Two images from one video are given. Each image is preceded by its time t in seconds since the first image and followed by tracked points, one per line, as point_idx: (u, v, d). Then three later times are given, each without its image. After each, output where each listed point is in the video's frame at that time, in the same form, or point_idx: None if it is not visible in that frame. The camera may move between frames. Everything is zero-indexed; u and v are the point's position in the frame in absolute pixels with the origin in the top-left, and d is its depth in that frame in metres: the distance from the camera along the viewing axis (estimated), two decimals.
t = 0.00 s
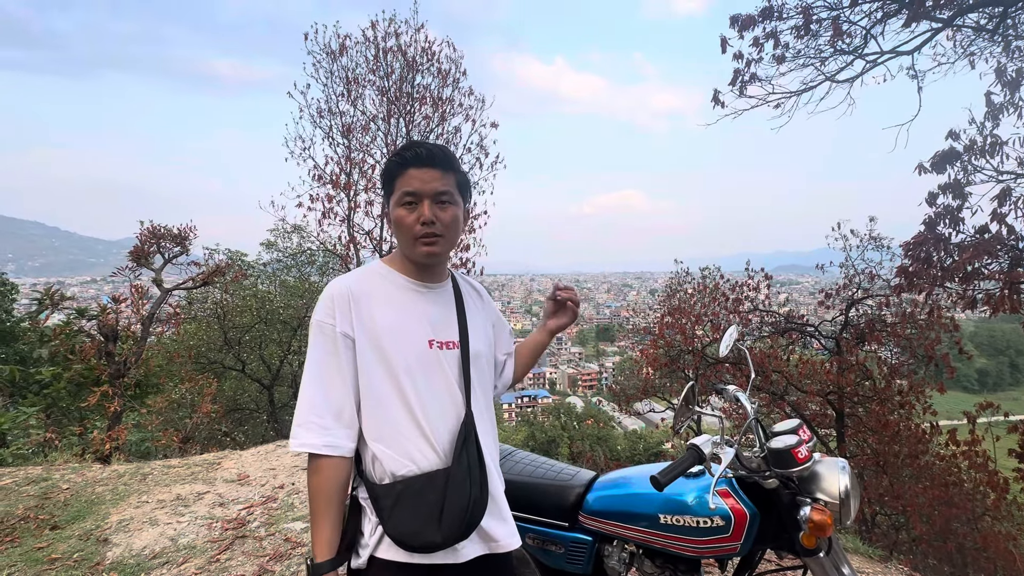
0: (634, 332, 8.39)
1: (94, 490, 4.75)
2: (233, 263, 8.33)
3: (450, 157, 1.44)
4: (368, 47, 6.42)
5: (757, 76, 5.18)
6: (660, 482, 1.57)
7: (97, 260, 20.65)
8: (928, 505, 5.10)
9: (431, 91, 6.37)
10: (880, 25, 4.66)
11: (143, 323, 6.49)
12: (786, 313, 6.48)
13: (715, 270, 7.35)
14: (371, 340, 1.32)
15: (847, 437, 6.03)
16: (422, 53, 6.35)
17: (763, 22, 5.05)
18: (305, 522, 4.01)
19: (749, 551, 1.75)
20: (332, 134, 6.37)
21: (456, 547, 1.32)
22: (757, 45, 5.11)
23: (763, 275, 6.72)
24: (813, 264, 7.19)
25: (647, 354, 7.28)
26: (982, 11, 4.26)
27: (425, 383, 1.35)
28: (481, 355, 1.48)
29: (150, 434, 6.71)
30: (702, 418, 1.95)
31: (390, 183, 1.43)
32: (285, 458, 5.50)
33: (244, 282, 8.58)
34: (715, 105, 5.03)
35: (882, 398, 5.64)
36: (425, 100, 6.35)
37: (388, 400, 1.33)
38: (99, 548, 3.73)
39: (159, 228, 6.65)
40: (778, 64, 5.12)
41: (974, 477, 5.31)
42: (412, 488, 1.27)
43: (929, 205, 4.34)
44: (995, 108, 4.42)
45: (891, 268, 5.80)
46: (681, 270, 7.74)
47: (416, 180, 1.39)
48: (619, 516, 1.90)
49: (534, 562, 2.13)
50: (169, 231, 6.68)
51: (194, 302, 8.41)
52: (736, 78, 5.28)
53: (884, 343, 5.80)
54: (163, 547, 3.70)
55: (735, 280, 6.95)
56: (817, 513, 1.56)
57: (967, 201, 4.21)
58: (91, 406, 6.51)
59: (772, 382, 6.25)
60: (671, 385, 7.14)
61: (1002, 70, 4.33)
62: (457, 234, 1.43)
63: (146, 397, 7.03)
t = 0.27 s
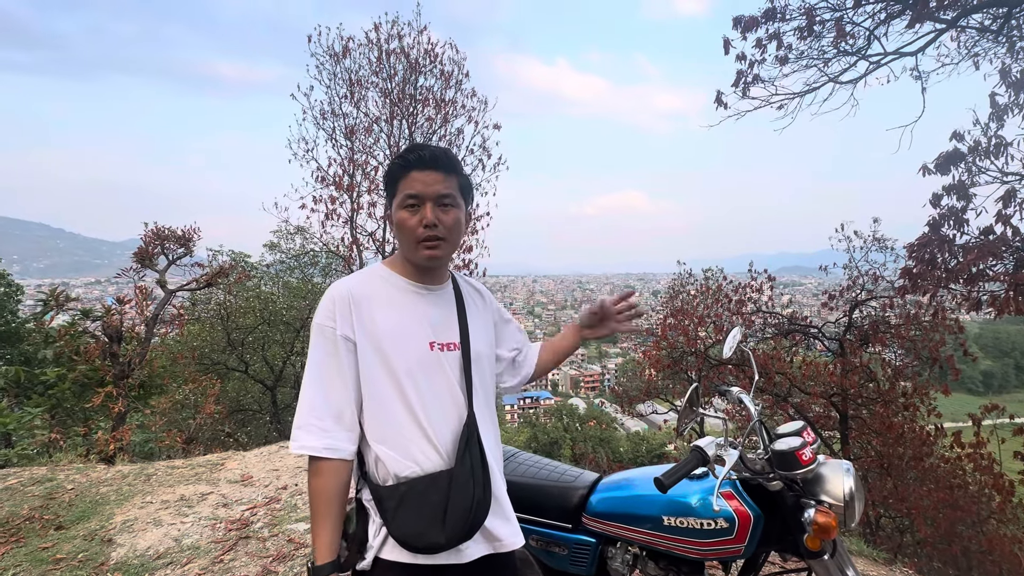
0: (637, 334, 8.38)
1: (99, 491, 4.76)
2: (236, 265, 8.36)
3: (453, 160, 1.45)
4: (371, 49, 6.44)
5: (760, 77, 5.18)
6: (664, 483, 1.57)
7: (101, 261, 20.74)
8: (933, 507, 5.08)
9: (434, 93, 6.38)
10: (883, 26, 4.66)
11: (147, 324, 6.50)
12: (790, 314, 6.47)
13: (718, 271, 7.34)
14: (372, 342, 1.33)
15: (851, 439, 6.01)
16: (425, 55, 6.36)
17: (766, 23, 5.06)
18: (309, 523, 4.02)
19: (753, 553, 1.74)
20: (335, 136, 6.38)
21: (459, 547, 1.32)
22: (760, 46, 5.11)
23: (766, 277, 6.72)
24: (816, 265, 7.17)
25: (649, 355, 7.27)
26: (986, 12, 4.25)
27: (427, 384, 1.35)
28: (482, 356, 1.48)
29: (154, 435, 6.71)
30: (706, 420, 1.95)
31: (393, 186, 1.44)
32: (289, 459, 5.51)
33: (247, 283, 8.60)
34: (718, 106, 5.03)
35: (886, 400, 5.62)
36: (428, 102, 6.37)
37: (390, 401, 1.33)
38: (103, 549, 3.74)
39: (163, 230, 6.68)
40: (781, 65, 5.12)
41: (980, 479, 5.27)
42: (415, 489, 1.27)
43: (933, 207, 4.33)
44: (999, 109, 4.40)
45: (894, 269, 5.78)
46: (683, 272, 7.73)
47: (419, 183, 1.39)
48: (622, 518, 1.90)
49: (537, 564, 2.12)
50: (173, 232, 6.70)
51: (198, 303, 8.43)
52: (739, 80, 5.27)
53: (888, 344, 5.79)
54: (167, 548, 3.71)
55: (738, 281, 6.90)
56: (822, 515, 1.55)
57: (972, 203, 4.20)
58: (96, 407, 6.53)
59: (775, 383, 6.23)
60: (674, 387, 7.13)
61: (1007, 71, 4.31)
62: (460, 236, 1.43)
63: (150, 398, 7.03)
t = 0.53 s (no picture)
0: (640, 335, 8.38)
1: (103, 491, 4.78)
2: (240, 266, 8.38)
3: (451, 160, 1.45)
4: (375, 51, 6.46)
5: (764, 79, 5.17)
6: (668, 485, 1.56)
7: (107, 263, 20.86)
8: (939, 510, 5.05)
9: (437, 94, 6.39)
10: (887, 27, 4.64)
11: (151, 324, 6.52)
12: (793, 316, 6.47)
13: (721, 273, 7.32)
14: (375, 343, 1.33)
15: (855, 441, 5.98)
16: (428, 57, 6.37)
17: (770, 25, 5.06)
18: (312, 524, 4.02)
19: (757, 556, 1.74)
20: (339, 138, 6.40)
21: (461, 549, 1.32)
22: (763, 47, 5.10)
23: (770, 278, 6.70)
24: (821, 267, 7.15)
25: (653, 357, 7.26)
26: (992, 12, 4.23)
27: (429, 386, 1.35)
28: (485, 357, 1.48)
29: (159, 435, 6.66)
30: (710, 421, 1.94)
31: (392, 188, 1.44)
32: (292, 460, 5.52)
33: (251, 284, 8.63)
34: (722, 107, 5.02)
35: (891, 402, 5.59)
36: (431, 104, 6.38)
37: (393, 402, 1.33)
38: (107, 548, 3.75)
39: (168, 231, 6.70)
40: (785, 67, 5.11)
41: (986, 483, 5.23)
42: (418, 490, 1.27)
43: (938, 208, 4.31)
44: (1005, 110, 4.38)
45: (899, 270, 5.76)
46: (686, 273, 7.71)
47: (418, 184, 1.39)
48: (626, 519, 1.89)
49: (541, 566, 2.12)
50: (178, 233, 6.72)
51: (202, 304, 8.46)
52: (743, 81, 5.27)
53: (893, 346, 5.76)
54: (171, 548, 3.72)
55: (741, 283, 6.90)
56: (827, 518, 1.55)
57: (977, 204, 4.18)
58: (100, 407, 6.55)
59: (779, 385, 6.21)
60: (678, 389, 7.11)
61: (1012, 72, 4.29)
62: (460, 236, 1.43)
63: (154, 398, 7.03)
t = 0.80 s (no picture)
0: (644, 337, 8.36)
1: (108, 491, 4.79)
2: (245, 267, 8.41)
3: (461, 161, 1.45)
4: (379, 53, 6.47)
5: (768, 80, 5.16)
6: (672, 488, 1.56)
7: (112, 264, 20.96)
8: (945, 514, 5.01)
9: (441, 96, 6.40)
10: (893, 28, 4.62)
11: (156, 325, 6.55)
12: (798, 318, 6.46)
13: (725, 275, 7.30)
14: (380, 344, 1.33)
15: (860, 444, 5.95)
16: (432, 59, 6.38)
17: (774, 26, 5.05)
18: (316, 525, 4.02)
19: (762, 559, 1.73)
20: (343, 140, 6.41)
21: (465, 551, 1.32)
22: (768, 49, 5.09)
23: (775, 280, 6.68)
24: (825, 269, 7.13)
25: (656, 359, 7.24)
26: (998, 13, 4.21)
27: (435, 388, 1.35)
28: (490, 359, 1.48)
29: (163, 435, 6.69)
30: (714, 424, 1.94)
31: (401, 188, 1.44)
32: (296, 461, 5.53)
33: (255, 285, 8.65)
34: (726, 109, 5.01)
35: (896, 405, 5.55)
36: (435, 105, 6.39)
37: (398, 404, 1.33)
38: (112, 548, 3.76)
39: (173, 232, 6.72)
40: (789, 68, 5.10)
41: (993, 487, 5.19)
42: (422, 492, 1.27)
43: (944, 210, 4.29)
44: (1012, 111, 4.36)
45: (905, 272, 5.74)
46: (690, 275, 7.68)
47: (427, 184, 1.39)
48: (630, 521, 1.89)
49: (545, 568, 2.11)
50: (183, 235, 6.75)
51: (206, 305, 8.49)
52: (747, 83, 5.26)
53: (898, 349, 5.74)
54: (175, 548, 3.73)
55: (745, 285, 6.90)
56: (832, 521, 1.54)
57: (984, 206, 4.16)
58: (105, 408, 6.58)
59: (783, 388, 6.18)
60: (682, 391, 7.10)
61: (1019, 73, 4.27)
62: (468, 239, 1.43)
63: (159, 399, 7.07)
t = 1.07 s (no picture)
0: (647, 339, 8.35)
1: (114, 491, 4.81)
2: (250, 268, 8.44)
3: (471, 166, 1.45)
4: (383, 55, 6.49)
5: (773, 82, 5.14)
6: (678, 491, 1.55)
7: (117, 265, 21.09)
8: (952, 519, 4.98)
9: (445, 98, 6.41)
10: (898, 30, 4.61)
11: (162, 326, 6.57)
12: (802, 320, 6.45)
13: (729, 277, 7.26)
14: (386, 347, 1.33)
15: (866, 447, 5.91)
16: (436, 61, 6.39)
17: (779, 28, 5.04)
18: (320, 526, 4.03)
19: (768, 563, 1.72)
20: (348, 142, 6.43)
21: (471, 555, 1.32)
22: (772, 51, 5.08)
23: (779, 282, 6.66)
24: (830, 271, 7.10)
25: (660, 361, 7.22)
26: (1005, 15, 4.20)
27: (441, 391, 1.36)
28: (495, 362, 1.48)
29: (168, 436, 6.72)
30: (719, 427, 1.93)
31: (411, 189, 1.44)
32: (300, 462, 5.54)
33: (260, 287, 8.69)
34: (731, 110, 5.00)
35: (903, 408, 5.51)
36: (439, 107, 6.40)
37: (404, 407, 1.33)
38: (118, 548, 3.78)
39: (179, 234, 6.75)
40: (794, 70, 5.09)
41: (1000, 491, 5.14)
42: (429, 495, 1.27)
43: (950, 212, 4.27)
44: (1019, 113, 4.33)
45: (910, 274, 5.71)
46: (694, 277, 7.65)
47: (438, 188, 1.40)
48: (635, 524, 1.88)
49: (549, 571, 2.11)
50: (189, 236, 6.78)
51: (211, 306, 8.52)
52: (751, 84, 5.24)
53: (904, 352, 5.71)
54: (180, 548, 3.75)
55: (750, 287, 6.87)
56: (839, 525, 1.54)
57: (990, 208, 4.13)
58: (111, 408, 6.62)
59: (788, 390, 6.15)
60: (686, 393, 7.07)
61: None
62: (475, 243, 1.44)
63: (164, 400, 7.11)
